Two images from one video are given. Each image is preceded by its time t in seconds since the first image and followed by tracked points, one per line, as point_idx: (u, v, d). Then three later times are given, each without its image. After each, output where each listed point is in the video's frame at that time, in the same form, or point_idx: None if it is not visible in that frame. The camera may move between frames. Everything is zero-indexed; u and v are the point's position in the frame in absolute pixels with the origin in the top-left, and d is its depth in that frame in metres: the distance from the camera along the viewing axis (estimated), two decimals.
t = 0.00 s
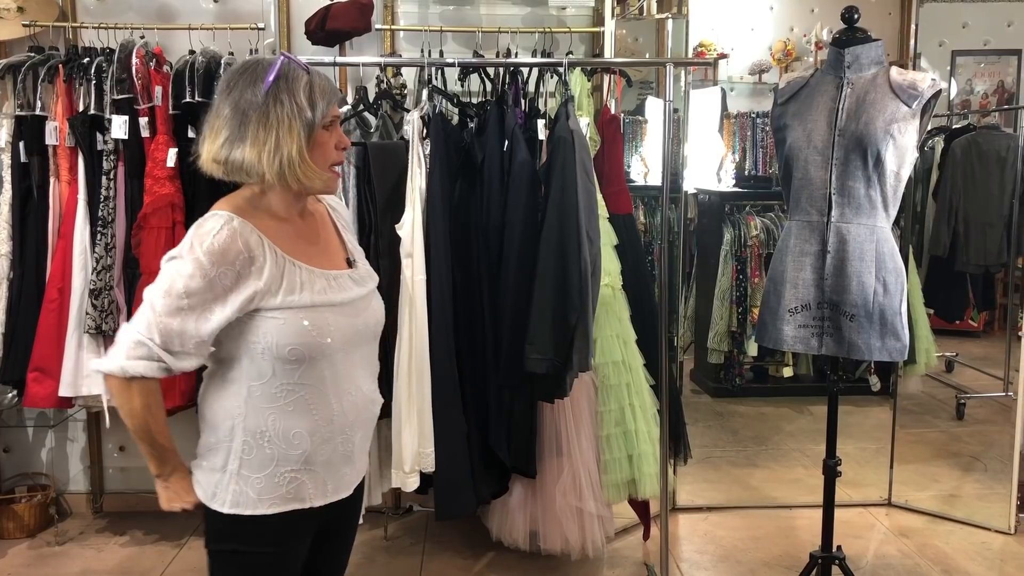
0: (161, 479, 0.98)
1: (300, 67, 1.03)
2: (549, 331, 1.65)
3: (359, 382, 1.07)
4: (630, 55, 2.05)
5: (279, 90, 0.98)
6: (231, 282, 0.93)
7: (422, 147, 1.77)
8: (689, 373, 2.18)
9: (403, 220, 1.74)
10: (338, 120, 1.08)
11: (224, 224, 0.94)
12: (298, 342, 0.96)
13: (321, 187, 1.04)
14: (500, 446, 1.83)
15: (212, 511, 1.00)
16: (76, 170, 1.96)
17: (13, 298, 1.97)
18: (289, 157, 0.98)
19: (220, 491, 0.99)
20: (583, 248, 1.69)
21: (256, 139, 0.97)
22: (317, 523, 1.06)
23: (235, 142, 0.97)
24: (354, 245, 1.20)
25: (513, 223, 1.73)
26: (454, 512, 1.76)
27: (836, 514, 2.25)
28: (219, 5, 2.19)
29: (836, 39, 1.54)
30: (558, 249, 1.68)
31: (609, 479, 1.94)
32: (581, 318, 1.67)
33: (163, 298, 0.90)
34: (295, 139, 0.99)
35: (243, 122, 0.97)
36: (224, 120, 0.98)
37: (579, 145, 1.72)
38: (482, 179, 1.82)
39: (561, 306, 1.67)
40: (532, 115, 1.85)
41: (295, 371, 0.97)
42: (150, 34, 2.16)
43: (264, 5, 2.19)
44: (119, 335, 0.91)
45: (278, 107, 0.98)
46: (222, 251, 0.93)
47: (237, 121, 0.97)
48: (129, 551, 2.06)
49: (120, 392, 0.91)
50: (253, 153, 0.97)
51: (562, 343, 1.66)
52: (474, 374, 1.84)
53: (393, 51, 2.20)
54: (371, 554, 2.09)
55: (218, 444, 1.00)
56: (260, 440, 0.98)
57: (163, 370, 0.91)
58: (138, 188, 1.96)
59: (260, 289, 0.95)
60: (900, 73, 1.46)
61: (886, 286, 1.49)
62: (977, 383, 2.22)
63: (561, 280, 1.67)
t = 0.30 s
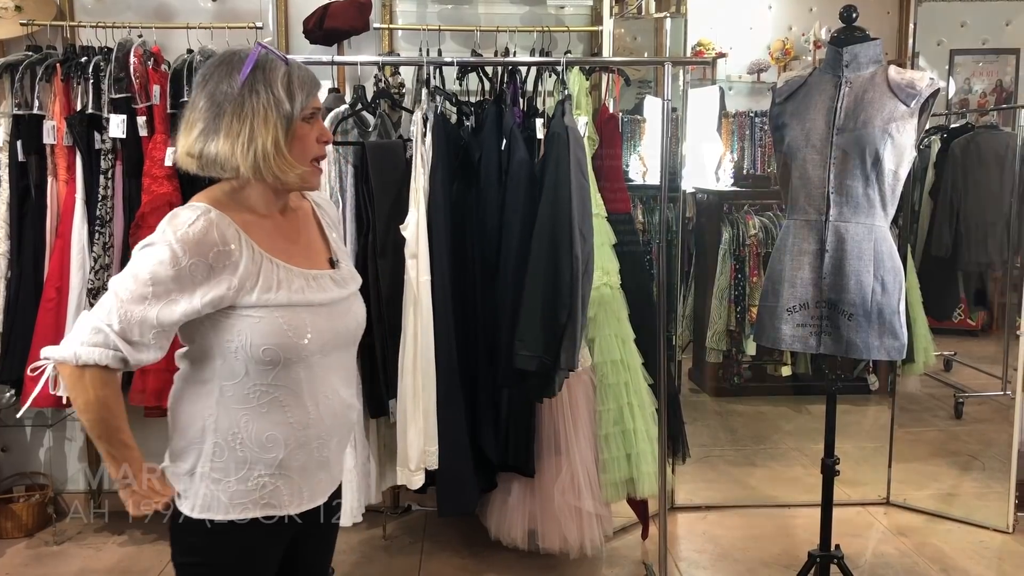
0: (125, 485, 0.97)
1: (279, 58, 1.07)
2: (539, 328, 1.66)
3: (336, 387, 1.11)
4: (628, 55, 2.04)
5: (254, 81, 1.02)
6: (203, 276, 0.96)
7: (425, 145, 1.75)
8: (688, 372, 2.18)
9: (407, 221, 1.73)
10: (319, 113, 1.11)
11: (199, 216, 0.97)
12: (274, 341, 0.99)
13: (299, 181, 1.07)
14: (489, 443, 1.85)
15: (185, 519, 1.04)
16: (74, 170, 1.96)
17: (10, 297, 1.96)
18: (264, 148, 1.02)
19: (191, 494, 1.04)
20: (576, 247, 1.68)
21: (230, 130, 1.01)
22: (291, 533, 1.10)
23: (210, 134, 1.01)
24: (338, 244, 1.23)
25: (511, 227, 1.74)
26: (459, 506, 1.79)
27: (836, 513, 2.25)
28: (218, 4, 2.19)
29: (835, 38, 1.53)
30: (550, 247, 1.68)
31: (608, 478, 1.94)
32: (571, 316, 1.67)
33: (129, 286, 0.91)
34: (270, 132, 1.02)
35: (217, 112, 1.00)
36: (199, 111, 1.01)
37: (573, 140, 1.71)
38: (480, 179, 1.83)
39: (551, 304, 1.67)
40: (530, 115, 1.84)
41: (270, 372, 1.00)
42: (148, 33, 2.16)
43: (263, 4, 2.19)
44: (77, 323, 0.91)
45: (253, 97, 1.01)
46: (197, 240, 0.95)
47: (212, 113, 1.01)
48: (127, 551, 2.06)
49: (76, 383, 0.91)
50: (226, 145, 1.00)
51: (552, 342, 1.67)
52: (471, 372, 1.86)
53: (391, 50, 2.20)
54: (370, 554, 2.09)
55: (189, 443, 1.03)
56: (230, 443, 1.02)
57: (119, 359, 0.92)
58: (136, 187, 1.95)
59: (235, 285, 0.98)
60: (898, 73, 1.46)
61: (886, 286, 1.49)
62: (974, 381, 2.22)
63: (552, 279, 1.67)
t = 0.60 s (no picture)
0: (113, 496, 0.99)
1: (263, 54, 1.07)
2: (539, 328, 1.67)
3: (326, 388, 1.14)
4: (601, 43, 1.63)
5: (241, 79, 1.02)
6: (196, 279, 0.97)
7: (428, 147, 1.79)
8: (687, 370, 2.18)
9: (410, 220, 1.75)
10: (307, 109, 1.12)
11: (191, 217, 0.98)
12: (269, 344, 1.02)
13: (291, 179, 1.09)
14: (484, 439, 1.86)
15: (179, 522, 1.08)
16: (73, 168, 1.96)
17: (9, 295, 1.96)
18: (253, 148, 1.02)
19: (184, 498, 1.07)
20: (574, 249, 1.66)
21: (218, 130, 1.01)
22: (280, 535, 1.14)
23: (198, 135, 1.01)
24: (332, 244, 1.26)
25: (513, 221, 1.75)
26: (461, 503, 1.80)
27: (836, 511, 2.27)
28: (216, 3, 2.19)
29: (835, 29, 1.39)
30: (548, 248, 1.68)
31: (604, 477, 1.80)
32: (570, 317, 1.66)
33: (123, 292, 0.92)
34: (260, 130, 1.03)
35: (206, 113, 1.01)
36: (188, 112, 1.02)
37: (573, 141, 1.71)
38: (478, 180, 1.83)
39: (549, 305, 1.67)
40: (528, 113, 1.85)
41: (263, 374, 1.03)
42: (147, 32, 2.16)
43: (261, 3, 2.20)
44: (70, 331, 0.92)
45: (240, 95, 1.01)
46: (190, 243, 0.96)
47: (200, 113, 1.01)
48: (126, 548, 2.06)
49: (70, 394, 0.92)
50: (215, 146, 1.01)
51: (551, 340, 1.67)
52: (468, 374, 1.84)
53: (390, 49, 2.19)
54: (369, 552, 2.09)
55: (182, 445, 1.06)
56: (220, 445, 1.05)
57: (115, 368, 0.92)
58: (134, 186, 1.95)
59: (230, 287, 0.99)
60: (896, 70, 1.40)
61: (880, 282, 1.42)
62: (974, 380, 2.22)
63: (551, 280, 1.67)
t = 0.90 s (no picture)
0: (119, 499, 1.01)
1: (266, 55, 1.07)
2: (542, 328, 1.66)
3: (331, 386, 1.15)
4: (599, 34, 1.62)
5: (243, 80, 1.02)
6: (200, 282, 0.97)
7: (428, 147, 1.78)
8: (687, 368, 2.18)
9: (410, 219, 1.74)
10: (309, 110, 1.12)
11: (194, 221, 0.98)
12: (274, 345, 1.02)
13: (292, 181, 1.08)
14: (484, 438, 1.86)
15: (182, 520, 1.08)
16: (72, 167, 1.96)
17: (8, 294, 1.96)
18: (255, 150, 1.02)
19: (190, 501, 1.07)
20: (576, 250, 1.69)
21: (220, 131, 1.01)
22: (284, 535, 1.15)
23: (200, 136, 1.01)
24: (330, 244, 1.26)
25: (514, 219, 1.74)
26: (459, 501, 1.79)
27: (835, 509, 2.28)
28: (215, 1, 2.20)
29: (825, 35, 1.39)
30: (551, 249, 1.68)
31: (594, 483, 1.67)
32: (575, 316, 1.68)
33: (125, 296, 0.92)
34: (262, 131, 1.02)
35: (208, 114, 1.01)
36: (189, 113, 1.02)
37: (571, 143, 1.73)
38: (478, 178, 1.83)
39: (553, 304, 1.67)
40: (528, 112, 1.86)
41: (267, 375, 1.04)
42: (146, 30, 2.16)
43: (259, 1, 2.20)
44: (75, 335, 0.92)
45: (243, 97, 1.01)
46: (194, 247, 0.96)
47: (201, 114, 1.01)
48: (126, 547, 2.06)
49: (75, 399, 0.92)
50: (217, 147, 1.00)
51: (557, 340, 1.67)
52: (470, 374, 1.84)
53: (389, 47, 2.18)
54: (368, 551, 2.10)
55: (185, 446, 1.06)
56: (226, 444, 1.05)
57: (120, 372, 0.93)
58: (133, 185, 1.95)
59: (234, 289, 1.00)
60: (895, 67, 1.41)
61: (875, 281, 1.41)
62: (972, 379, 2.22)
63: (554, 278, 1.67)
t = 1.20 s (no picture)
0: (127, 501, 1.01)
1: (248, 55, 1.07)
2: (546, 329, 1.66)
3: (335, 383, 1.16)
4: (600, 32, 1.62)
5: (225, 82, 1.02)
6: (208, 283, 0.96)
7: (429, 147, 1.78)
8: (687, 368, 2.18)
9: (411, 218, 1.74)
10: (296, 107, 1.11)
11: (200, 221, 0.98)
12: (281, 343, 1.02)
13: (283, 178, 1.08)
14: (489, 438, 1.84)
15: (185, 520, 1.08)
16: (72, 166, 1.96)
17: (8, 294, 1.96)
18: (242, 150, 1.01)
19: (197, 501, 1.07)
20: (578, 249, 1.70)
21: (206, 135, 1.01)
22: (287, 534, 1.15)
23: (187, 141, 1.01)
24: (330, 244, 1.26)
25: (514, 219, 1.74)
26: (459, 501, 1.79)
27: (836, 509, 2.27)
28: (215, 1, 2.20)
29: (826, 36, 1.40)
30: (554, 249, 1.68)
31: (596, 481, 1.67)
32: (578, 315, 1.69)
33: (134, 297, 0.91)
34: (247, 131, 1.02)
35: (193, 119, 1.01)
36: (177, 120, 1.03)
37: (573, 143, 1.73)
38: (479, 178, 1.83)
39: (557, 303, 1.67)
40: (528, 111, 1.86)
41: (275, 373, 1.04)
42: (146, 30, 2.17)
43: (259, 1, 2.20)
44: (83, 337, 0.91)
45: (226, 98, 1.01)
46: (202, 247, 0.96)
47: (188, 119, 1.02)
48: (126, 546, 2.07)
49: (84, 403, 0.92)
50: (204, 150, 1.00)
51: (562, 339, 1.67)
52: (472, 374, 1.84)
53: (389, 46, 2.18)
54: (369, 550, 2.10)
55: (190, 446, 1.06)
56: (234, 444, 1.05)
57: (128, 373, 0.92)
58: (133, 184, 1.95)
59: (242, 289, 1.00)
60: (893, 69, 1.41)
61: (875, 281, 1.42)
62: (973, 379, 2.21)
63: (557, 277, 1.67)
